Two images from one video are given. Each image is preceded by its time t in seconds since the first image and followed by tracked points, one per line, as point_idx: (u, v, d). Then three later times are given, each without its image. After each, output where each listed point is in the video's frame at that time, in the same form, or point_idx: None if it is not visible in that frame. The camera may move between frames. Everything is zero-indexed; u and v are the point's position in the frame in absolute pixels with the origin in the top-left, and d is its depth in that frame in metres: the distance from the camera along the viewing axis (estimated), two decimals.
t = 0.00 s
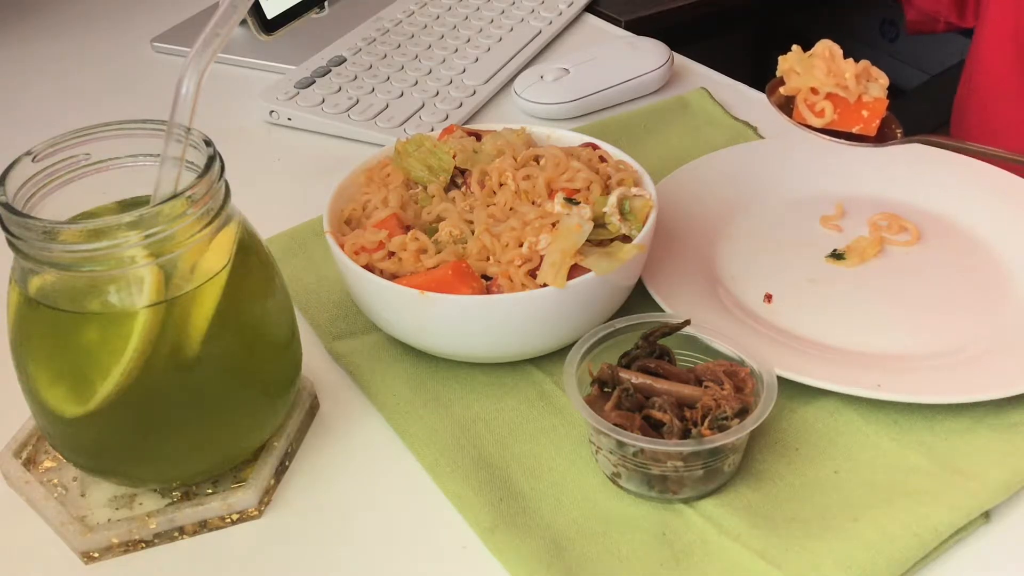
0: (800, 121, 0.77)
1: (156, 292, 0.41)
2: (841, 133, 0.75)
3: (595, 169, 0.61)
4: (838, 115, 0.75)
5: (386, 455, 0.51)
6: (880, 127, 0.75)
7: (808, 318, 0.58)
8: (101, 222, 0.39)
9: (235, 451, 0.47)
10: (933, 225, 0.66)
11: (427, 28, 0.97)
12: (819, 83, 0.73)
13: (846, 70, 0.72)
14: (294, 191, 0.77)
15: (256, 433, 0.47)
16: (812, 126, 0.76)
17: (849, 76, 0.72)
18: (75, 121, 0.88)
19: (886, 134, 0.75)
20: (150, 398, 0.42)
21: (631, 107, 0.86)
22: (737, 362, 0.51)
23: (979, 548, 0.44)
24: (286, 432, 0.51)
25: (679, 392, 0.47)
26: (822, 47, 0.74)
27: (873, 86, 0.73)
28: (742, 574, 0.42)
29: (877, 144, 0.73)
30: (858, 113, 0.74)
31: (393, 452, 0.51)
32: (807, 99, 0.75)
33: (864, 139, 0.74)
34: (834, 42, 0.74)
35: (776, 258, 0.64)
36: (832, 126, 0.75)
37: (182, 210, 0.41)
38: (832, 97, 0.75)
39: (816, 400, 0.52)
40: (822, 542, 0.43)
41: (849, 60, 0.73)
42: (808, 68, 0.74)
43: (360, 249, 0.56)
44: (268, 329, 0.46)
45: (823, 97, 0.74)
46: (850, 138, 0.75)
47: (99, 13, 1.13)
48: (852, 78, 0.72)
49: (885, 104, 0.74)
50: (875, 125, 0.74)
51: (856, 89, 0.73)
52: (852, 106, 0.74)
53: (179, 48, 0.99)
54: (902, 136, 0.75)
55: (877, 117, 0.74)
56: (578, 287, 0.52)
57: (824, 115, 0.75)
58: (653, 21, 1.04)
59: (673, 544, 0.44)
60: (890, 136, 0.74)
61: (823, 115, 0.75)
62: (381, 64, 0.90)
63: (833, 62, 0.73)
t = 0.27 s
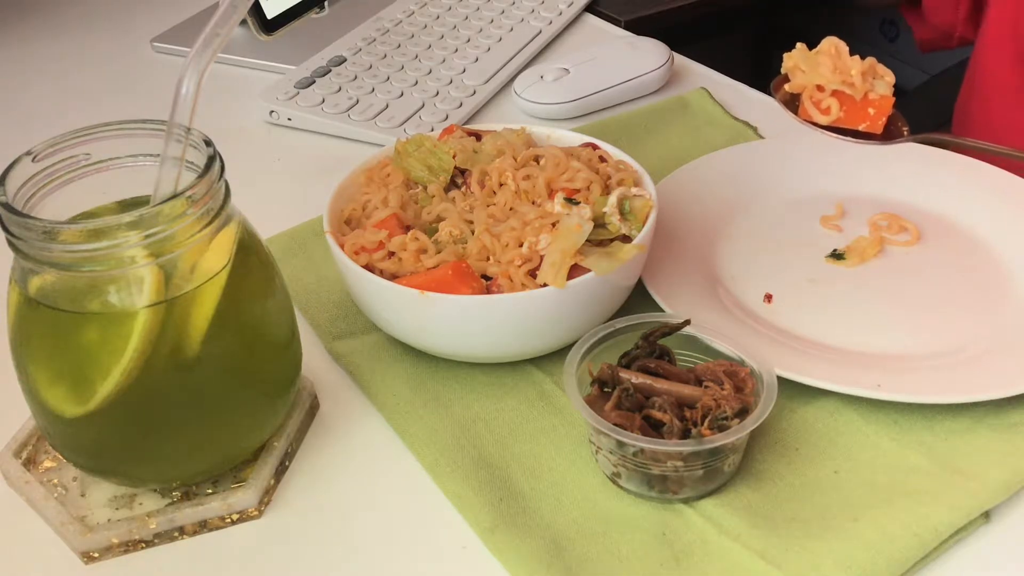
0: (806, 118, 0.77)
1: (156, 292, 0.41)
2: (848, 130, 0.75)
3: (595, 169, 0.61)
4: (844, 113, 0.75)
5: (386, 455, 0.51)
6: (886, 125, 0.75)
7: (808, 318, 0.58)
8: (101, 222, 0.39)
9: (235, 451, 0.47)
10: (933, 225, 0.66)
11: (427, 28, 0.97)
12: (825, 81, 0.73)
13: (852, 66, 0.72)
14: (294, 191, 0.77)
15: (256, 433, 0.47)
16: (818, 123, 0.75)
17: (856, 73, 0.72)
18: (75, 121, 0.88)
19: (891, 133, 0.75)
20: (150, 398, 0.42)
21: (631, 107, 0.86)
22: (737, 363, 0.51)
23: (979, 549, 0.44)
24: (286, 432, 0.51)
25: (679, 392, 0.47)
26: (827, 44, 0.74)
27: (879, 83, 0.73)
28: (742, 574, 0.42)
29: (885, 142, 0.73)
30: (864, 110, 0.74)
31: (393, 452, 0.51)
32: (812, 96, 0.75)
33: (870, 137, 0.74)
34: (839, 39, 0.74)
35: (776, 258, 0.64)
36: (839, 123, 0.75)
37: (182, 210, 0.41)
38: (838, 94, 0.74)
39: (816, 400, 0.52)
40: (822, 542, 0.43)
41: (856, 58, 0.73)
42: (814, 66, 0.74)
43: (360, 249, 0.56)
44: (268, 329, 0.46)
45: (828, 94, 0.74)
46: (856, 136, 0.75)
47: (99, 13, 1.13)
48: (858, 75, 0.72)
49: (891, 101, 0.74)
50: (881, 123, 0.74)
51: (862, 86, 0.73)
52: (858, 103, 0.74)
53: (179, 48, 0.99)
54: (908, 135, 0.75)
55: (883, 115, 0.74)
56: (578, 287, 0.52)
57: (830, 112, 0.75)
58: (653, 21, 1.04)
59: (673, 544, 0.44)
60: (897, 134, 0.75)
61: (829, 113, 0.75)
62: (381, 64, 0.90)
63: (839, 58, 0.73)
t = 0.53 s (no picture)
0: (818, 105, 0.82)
1: (156, 292, 0.41)
2: (859, 120, 0.81)
3: (595, 169, 0.61)
4: (856, 102, 0.81)
5: (386, 454, 0.51)
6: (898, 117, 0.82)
7: (808, 318, 0.58)
8: (101, 222, 0.39)
9: (235, 451, 0.47)
10: (933, 225, 0.66)
11: (427, 28, 0.97)
12: (838, 69, 0.80)
13: (864, 56, 0.80)
14: (294, 191, 0.77)
15: (256, 433, 0.47)
16: (830, 112, 0.81)
17: (868, 62, 0.79)
18: (74, 121, 0.88)
19: (903, 124, 0.82)
20: (150, 398, 0.42)
21: (631, 107, 0.86)
22: (737, 363, 0.51)
23: (979, 549, 0.44)
24: (286, 432, 0.51)
25: (679, 392, 0.47)
26: (840, 33, 0.82)
27: (891, 74, 0.80)
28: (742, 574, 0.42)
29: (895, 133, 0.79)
30: (876, 100, 0.81)
31: (393, 453, 0.51)
32: (824, 86, 0.82)
33: (881, 126, 0.81)
34: (850, 31, 0.83)
35: (776, 258, 0.64)
36: (850, 113, 0.81)
37: (182, 210, 0.41)
38: (850, 84, 0.81)
39: (816, 400, 0.52)
40: (822, 542, 0.43)
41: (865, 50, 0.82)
42: (827, 55, 0.81)
43: (360, 250, 0.56)
44: (268, 329, 0.46)
45: (840, 83, 0.80)
46: (867, 124, 0.81)
47: (99, 13, 1.13)
48: (870, 65, 0.79)
49: (902, 92, 0.80)
50: (892, 113, 0.81)
51: (875, 75, 0.80)
52: (869, 93, 0.81)
53: (179, 48, 0.99)
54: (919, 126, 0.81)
55: (894, 106, 0.81)
56: (578, 287, 0.52)
57: (842, 101, 0.81)
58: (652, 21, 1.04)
59: (673, 544, 0.44)
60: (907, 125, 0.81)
61: (840, 102, 0.81)
62: (381, 65, 0.90)
63: (850, 49, 0.81)
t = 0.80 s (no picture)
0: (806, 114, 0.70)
1: (156, 292, 0.41)
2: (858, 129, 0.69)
3: (595, 169, 0.61)
4: (852, 111, 0.68)
5: (386, 454, 0.51)
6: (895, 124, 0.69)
7: (808, 318, 0.58)
8: (101, 222, 0.39)
9: (235, 451, 0.47)
10: (933, 226, 0.66)
11: (427, 28, 0.97)
12: (835, 78, 0.67)
13: (862, 63, 0.67)
14: (294, 191, 0.77)
15: (256, 433, 0.47)
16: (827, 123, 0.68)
17: (867, 70, 0.66)
18: (74, 121, 0.88)
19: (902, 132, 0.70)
20: (150, 398, 0.42)
21: (631, 107, 0.86)
22: (737, 363, 0.51)
23: (979, 549, 0.44)
24: (286, 432, 0.51)
25: (679, 392, 0.47)
26: (834, 42, 0.69)
27: (889, 80, 0.68)
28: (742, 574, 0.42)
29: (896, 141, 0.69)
30: (874, 109, 0.68)
31: (393, 452, 0.51)
32: (819, 94, 0.68)
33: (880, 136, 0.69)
34: (847, 37, 0.69)
35: (776, 258, 0.64)
36: (848, 122, 0.68)
37: (182, 210, 0.41)
38: (847, 92, 0.68)
39: (816, 400, 0.52)
40: (822, 542, 0.43)
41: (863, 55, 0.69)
42: (823, 62, 0.68)
43: (360, 249, 0.56)
44: (268, 329, 0.46)
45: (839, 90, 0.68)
46: (865, 135, 0.69)
47: (99, 13, 1.13)
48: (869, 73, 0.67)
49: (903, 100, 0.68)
50: (892, 122, 0.69)
51: (873, 81, 0.67)
52: (867, 101, 0.68)
53: (179, 48, 0.99)
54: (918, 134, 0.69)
55: (894, 113, 0.69)
56: (578, 287, 0.52)
57: (840, 110, 0.68)
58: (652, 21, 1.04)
59: (673, 544, 0.44)
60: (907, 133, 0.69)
61: (838, 111, 0.68)
62: (381, 64, 0.90)
63: (847, 56, 0.68)
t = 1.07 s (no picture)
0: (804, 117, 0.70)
1: (156, 292, 0.41)
2: (856, 132, 0.69)
3: (595, 169, 0.61)
4: (852, 114, 0.68)
5: (386, 454, 0.51)
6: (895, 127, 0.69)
7: (808, 318, 0.58)
8: (101, 222, 0.39)
9: (235, 451, 0.47)
10: (933, 226, 0.66)
11: (427, 28, 0.97)
12: (834, 80, 0.67)
13: (861, 66, 0.67)
14: (294, 191, 0.77)
15: (256, 433, 0.47)
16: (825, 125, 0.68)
17: (865, 73, 0.66)
18: (73, 121, 0.88)
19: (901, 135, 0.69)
20: (150, 398, 0.42)
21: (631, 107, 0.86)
22: (737, 362, 0.51)
23: (978, 549, 0.44)
24: (286, 432, 0.51)
25: (679, 392, 0.47)
26: (833, 44, 0.69)
27: (887, 84, 0.68)
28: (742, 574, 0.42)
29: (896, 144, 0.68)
30: (872, 112, 0.68)
31: (393, 452, 0.51)
32: (818, 97, 0.68)
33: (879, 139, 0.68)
34: (845, 41, 0.69)
35: (776, 258, 0.64)
36: (846, 125, 0.68)
37: (183, 210, 0.41)
38: (846, 95, 0.68)
39: (816, 400, 0.52)
40: (822, 541, 0.43)
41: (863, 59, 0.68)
42: (822, 66, 0.68)
43: (360, 249, 0.56)
44: (268, 329, 0.46)
45: (836, 94, 0.68)
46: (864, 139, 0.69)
47: (99, 13, 1.13)
48: (868, 77, 0.67)
49: (900, 102, 0.68)
50: (890, 124, 0.68)
51: (871, 85, 0.67)
52: (866, 104, 0.68)
53: (179, 48, 0.99)
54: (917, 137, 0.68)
55: (893, 116, 0.68)
56: (578, 287, 0.52)
57: (838, 113, 0.68)
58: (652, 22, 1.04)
59: (673, 544, 0.44)
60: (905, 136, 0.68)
61: (837, 114, 0.68)
62: (381, 64, 0.90)
63: (846, 59, 0.68)
